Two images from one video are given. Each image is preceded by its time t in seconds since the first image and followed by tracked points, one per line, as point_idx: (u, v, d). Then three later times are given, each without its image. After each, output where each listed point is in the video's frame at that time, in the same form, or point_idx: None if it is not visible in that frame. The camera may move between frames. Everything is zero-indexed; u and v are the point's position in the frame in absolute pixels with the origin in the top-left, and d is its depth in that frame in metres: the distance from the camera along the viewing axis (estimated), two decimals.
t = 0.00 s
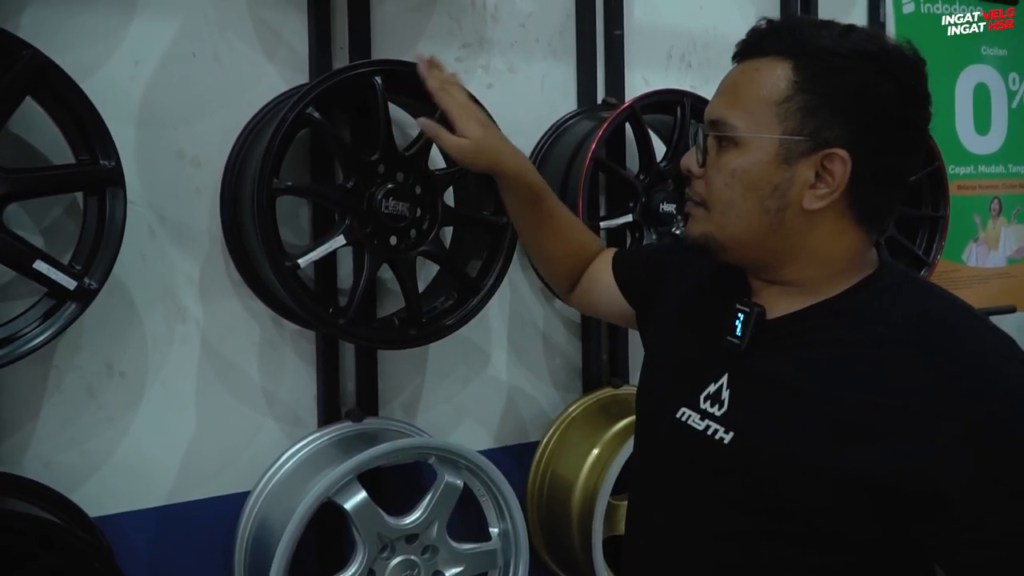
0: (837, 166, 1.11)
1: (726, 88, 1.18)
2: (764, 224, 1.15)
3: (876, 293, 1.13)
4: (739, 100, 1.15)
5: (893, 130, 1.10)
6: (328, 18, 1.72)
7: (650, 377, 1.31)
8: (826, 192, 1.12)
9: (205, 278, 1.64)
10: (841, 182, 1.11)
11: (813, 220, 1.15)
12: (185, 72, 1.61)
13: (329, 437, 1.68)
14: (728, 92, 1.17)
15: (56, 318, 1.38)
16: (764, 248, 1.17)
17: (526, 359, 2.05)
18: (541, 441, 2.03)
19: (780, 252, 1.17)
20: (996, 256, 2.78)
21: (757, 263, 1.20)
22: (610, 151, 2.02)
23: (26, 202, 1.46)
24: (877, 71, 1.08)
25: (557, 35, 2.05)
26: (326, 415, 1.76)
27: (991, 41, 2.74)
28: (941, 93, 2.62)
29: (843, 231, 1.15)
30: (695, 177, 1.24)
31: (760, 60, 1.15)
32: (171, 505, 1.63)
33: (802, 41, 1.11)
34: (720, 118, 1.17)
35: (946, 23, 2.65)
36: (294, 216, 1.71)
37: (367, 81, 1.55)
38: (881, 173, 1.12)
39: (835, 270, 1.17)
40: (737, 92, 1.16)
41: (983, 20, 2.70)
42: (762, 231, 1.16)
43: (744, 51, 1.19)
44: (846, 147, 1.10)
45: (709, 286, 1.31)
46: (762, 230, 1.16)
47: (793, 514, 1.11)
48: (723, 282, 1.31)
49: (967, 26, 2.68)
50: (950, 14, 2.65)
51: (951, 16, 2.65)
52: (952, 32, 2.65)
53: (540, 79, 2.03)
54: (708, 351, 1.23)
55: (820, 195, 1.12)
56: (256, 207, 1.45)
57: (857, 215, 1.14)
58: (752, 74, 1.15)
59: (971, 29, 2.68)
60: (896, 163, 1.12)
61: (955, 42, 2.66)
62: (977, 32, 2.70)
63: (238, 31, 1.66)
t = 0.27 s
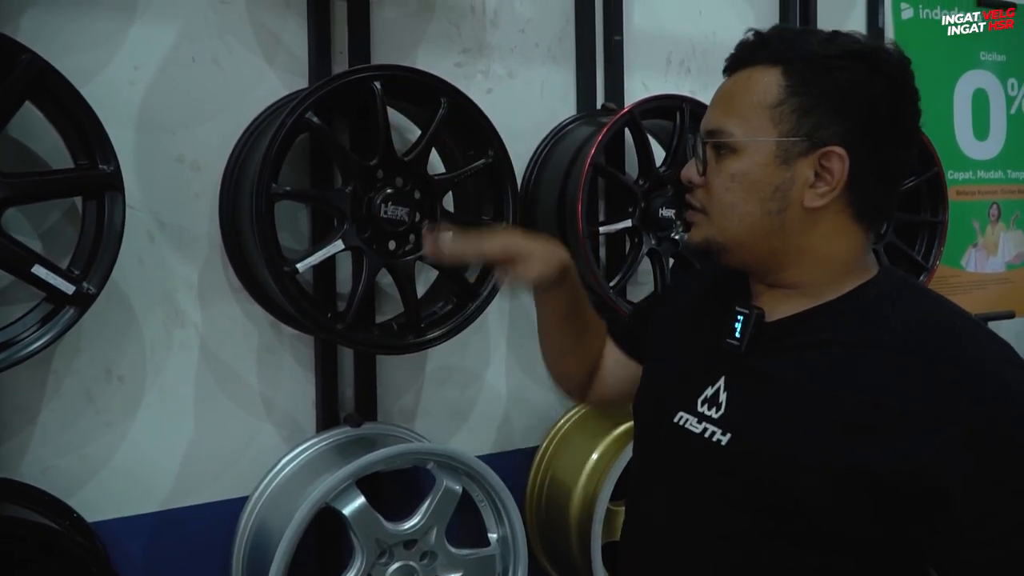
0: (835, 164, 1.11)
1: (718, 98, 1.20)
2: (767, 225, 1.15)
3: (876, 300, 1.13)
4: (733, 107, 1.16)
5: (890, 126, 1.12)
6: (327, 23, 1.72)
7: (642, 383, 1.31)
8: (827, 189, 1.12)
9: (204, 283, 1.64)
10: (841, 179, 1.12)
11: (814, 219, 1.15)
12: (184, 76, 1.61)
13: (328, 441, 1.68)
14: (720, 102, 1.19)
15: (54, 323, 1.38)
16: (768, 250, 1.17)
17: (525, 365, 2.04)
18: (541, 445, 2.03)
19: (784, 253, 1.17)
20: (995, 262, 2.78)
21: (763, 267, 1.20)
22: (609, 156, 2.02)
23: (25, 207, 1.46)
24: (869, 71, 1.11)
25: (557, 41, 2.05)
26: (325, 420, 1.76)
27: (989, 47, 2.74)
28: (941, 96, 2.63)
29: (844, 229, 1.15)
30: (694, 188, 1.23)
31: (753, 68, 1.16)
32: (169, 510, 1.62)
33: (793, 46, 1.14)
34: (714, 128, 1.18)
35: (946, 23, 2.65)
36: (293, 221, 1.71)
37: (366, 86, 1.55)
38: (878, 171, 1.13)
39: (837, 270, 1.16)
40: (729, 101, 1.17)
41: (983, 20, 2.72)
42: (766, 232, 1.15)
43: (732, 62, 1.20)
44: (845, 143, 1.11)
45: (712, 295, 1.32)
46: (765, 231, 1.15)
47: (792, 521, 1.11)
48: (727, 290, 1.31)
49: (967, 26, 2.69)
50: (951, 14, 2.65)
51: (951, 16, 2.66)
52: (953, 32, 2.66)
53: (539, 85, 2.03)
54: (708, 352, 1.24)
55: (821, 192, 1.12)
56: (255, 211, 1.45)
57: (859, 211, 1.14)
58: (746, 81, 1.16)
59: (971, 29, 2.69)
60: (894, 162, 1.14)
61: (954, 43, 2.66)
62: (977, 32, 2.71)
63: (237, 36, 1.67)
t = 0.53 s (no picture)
0: (823, 169, 1.15)
1: (708, 111, 1.23)
2: (761, 229, 1.16)
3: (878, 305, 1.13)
4: (725, 119, 1.19)
5: (870, 135, 1.18)
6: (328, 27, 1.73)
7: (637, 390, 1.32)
8: (816, 194, 1.15)
9: (204, 287, 1.64)
10: (828, 185, 1.15)
11: (805, 224, 1.17)
12: (183, 80, 1.61)
13: (328, 446, 1.68)
14: (711, 115, 1.22)
15: (54, 327, 1.38)
16: (762, 256, 1.18)
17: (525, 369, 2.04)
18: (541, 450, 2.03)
19: (778, 259, 1.18)
20: (995, 267, 2.78)
21: (757, 272, 1.20)
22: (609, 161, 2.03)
23: (25, 210, 1.46)
24: (850, 83, 1.16)
25: (557, 45, 2.05)
26: (324, 424, 1.76)
27: (990, 52, 2.74)
28: (941, 99, 2.63)
29: (830, 233, 1.18)
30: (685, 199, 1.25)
31: (739, 84, 1.20)
32: (169, 514, 1.62)
33: (779, 60, 1.19)
34: (706, 138, 1.20)
35: (946, 23, 2.65)
36: (293, 225, 1.71)
37: (366, 90, 1.55)
38: (861, 178, 1.18)
39: (827, 273, 1.18)
40: (721, 113, 1.20)
41: (982, 20, 2.71)
42: (760, 237, 1.17)
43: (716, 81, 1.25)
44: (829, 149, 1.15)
45: (708, 302, 1.34)
46: (759, 237, 1.17)
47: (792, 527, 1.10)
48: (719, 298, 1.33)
49: (967, 26, 2.69)
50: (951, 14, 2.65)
51: (952, 16, 2.65)
52: (953, 32, 2.65)
53: (539, 89, 2.03)
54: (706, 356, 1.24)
55: (811, 197, 1.15)
56: (255, 216, 1.45)
57: (844, 215, 1.17)
58: (733, 95, 1.20)
59: (970, 29, 2.69)
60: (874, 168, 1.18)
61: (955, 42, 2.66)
62: (977, 32, 2.71)
63: (237, 40, 1.67)
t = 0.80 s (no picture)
0: (789, 174, 1.14)
1: (672, 114, 1.15)
2: (744, 237, 1.12)
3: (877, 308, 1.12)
4: (700, 122, 1.12)
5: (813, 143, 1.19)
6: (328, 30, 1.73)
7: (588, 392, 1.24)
8: (785, 199, 1.14)
9: (204, 290, 1.64)
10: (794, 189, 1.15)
11: (772, 229, 1.15)
12: (184, 83, 1.61)
13: (328, 449, 1.68)
14: (678, 118, 1.14)
15: (55, 329, 1.38)
16: (739, 264, 1.13)
17: (526, 373, 2.04)
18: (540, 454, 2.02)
19: (752, 268, 1.15)
20: (997, 270, 2.77)
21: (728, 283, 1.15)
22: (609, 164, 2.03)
23: (25, 213, 1.46)
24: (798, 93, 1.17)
25: (557, 48, 2.05)
26: (324, 428, 1.75)
27: (991, 55, 2.74)
28: (941, 104, 2.63)
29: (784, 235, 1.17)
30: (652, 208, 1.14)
31: (704, 87, 1.14)
32: (168, 518, 1.62)
33: (730, 64, 1.14)
34: (683, 144, 1.12)
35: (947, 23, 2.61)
36: (294, 228, 1.71)
37: (367, 93, 1.55)
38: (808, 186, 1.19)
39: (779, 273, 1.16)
40: (693, 117, 1.13)
41: (982, 20, 2.69)
42: (742, 244, 1.12)
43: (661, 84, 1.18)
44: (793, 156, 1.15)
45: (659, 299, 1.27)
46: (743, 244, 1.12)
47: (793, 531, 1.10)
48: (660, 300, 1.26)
49: (967, 26, 2.64)
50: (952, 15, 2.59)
51: (951, 16, 2.60)
52: (952, 33, 2.61)
53: (540, 92, 2.03)
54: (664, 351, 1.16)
55: (781, 202, 1.14)
56: (255, 219, 1.45)
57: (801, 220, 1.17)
58: (703, 99, 1.13)
59: (969, 30, 2.64)
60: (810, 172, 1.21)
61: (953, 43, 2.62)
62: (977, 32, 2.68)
63: (238, 42, 1.67)
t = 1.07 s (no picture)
0: (739, 170, 1.17)
1: (624, 115, 1.16)
2: (697, 231, 1.13)
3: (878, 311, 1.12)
4: (649, 121, 1.14)
5: (762, 142, 1.23)
6: (329, 33, 1.73)
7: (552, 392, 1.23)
8: (736, 194, 1.16)
9: (204, 293, 1.64)
10: (745, 185, 1.17)
11: (725, 224, 1.17)
12: (184, 86, 1.61)
13: (329, 453, 1.68)
14: (630, 118, 1.15)
15: (55, 332, 1.38)
16: (692, 259, 1.14)
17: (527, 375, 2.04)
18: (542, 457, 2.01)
19: (706, 262, 1.16)
20: (998, 272, 2.76)
21: (682, 277, 1.17)
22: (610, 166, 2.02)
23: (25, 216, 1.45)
24: (745, 95, 1.20)
25: (558, 50, 2.05)
26: (325, 431, 1.75)
27: (993, 56, 2.73)
28: (943, 105, 2.62)
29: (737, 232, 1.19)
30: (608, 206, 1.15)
31: (652, 88, 1.16)
32: (168, 522, 1.61)
33: (683, 69, 1.17)
34: (633, 142, 1.14)
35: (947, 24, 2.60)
36: (294, 231, 1.71)
37: (366, 95, 1.55)
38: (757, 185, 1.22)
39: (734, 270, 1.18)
40: (643, 116, 1.15)
41: (982, 20, 2.67)
42: (696, 238, 1.13)
43: (612, 88, 1.20)
44: (743, 157, 1.18)
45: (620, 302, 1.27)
46: (696, 239, 1.14)
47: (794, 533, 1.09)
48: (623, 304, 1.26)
49: (966, 26, 2.63)
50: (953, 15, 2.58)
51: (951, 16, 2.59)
52: (952, 33, 2.60)
53: (540, 93, 2.03)
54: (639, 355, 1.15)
55: (733, 197, 1.16)
56: (255, 221, 1.45)
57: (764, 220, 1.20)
58: (651, 98, 1.15)
59: (969, 29, 2.64)
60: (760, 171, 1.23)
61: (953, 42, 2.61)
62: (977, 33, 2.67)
63: (238, 45, 1.67)
